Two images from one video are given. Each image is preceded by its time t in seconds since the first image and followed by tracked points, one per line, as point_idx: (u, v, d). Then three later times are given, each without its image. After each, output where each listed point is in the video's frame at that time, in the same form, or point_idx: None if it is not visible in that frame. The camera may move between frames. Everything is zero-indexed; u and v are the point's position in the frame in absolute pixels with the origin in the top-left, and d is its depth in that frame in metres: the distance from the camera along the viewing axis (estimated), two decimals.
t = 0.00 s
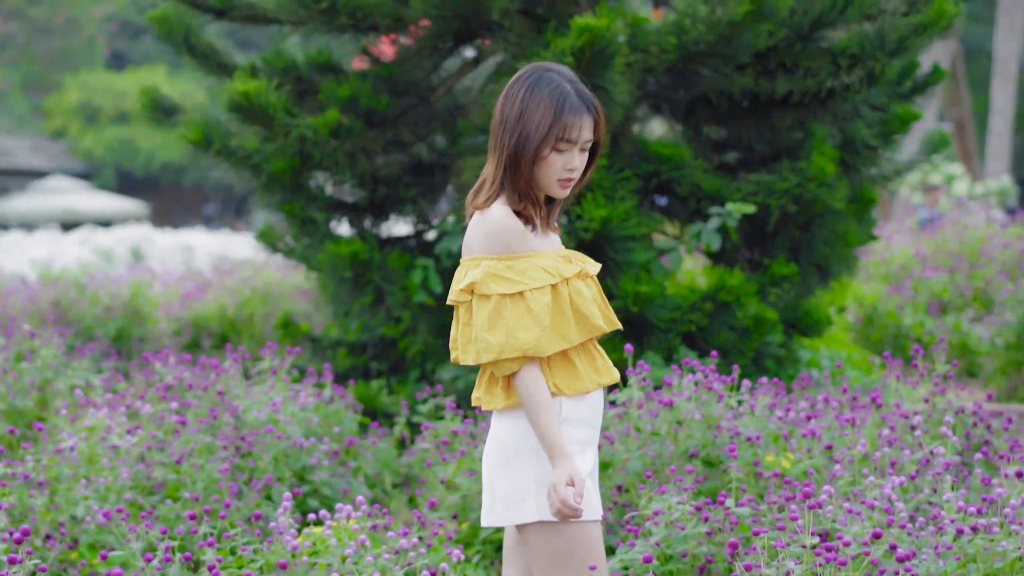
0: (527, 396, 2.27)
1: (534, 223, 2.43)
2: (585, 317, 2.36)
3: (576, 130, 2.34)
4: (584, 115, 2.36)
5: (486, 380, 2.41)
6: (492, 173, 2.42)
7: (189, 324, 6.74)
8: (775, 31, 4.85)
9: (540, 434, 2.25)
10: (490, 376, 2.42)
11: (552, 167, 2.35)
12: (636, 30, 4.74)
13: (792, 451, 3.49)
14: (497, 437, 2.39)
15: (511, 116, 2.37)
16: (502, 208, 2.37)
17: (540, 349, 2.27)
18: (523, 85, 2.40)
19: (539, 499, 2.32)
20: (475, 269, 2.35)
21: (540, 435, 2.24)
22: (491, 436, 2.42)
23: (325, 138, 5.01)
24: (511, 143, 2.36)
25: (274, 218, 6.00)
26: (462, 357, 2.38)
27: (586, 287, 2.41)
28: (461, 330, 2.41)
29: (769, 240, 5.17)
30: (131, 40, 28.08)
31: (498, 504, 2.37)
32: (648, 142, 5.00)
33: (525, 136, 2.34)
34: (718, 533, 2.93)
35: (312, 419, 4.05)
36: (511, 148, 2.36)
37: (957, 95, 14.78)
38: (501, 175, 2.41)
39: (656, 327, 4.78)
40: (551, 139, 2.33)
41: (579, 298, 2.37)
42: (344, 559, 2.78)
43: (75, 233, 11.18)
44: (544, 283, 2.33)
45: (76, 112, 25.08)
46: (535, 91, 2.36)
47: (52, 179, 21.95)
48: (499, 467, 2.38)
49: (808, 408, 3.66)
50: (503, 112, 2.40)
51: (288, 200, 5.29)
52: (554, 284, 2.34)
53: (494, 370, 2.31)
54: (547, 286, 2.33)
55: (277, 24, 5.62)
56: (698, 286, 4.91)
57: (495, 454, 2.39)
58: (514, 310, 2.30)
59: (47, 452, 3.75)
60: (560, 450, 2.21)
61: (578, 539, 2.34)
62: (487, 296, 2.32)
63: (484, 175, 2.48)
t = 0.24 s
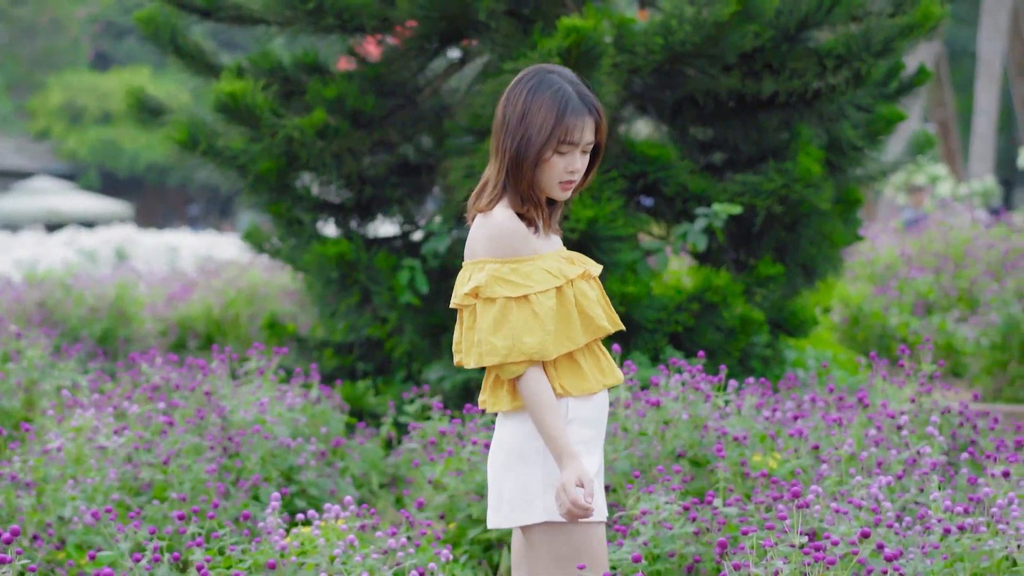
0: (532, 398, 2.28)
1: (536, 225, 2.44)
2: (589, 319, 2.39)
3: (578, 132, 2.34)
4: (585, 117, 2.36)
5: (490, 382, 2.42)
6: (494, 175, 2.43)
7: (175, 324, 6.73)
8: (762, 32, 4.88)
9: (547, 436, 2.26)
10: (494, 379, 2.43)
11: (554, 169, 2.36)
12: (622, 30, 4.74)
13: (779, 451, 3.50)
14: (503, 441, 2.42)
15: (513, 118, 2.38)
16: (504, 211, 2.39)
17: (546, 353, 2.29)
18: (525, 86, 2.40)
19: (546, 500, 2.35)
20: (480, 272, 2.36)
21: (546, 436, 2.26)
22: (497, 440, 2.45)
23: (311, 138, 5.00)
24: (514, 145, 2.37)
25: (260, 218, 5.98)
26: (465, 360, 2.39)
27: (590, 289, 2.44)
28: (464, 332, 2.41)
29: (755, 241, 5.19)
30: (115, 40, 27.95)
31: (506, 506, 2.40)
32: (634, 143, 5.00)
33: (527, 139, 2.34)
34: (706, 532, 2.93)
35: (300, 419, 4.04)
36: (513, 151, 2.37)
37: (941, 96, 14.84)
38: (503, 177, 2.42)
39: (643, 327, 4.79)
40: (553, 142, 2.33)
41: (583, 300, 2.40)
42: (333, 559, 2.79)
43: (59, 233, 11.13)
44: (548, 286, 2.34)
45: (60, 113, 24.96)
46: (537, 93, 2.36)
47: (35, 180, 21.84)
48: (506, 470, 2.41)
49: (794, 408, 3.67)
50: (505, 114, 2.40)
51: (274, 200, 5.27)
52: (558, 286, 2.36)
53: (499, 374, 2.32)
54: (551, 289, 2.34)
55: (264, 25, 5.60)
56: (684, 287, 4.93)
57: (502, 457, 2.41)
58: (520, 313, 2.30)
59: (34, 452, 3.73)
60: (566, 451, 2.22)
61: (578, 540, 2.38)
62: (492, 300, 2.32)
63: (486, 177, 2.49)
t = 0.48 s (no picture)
0: (535, 397, 2.28)
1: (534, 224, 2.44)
2: (590, 316, 2.40)
3: (577, 132, 2.35)
4: (584, 117, 2.37)
5: (490, 381, 2.41)
6: (493, 174, 2.42)
7: (160, 324, 6.71)
8: (748, 31, 4.90)
9: (549, 436, 2.25)
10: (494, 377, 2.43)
11: (553, 169, 2.37)
12: (607, 29, 4.74)
13: (765, 451, 3.51)
14: (502, 440, 2.41)
15: (512, 117, 2.38)
16: (503, 210, 2.38)
17: (547, 351, 2.29)
18: (523, 85, 2.40)
19: (546, 500, 2.36)
20: (480, 271, 2.35)
21: (549, 436, 2.25)
22: (496, 439, 2.44)
23: (297, 137, 4.99)
24: (513, 144, 2.37)
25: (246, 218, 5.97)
26: (467, 359, 2.38)
27: (590, 286, 2.44)
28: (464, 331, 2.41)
29: (740, 240, 5.19)
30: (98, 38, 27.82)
31: (504, 505, 2.40)
32: (620, 141, 5.01)
33: (527, 138, 2.35)
34: (692, 531, 2.94)
35: (286, 418, 4.03)
36: (513, 150, 2.37)
37: (925, 96, 14.91)
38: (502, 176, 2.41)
39: (630, 326, 4.80)
40: (552, 141, 2.34)
41: (583, 297, 2.40)
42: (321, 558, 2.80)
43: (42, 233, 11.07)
44: (549, 283, 2.34)
45: (43, 112, 24.83)
46: (536, 92, 2.37)
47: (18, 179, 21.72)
48: (505, 469, 2.40)
49: (780, 407, 3.68)
50: (504, 113, 2.40)
51: (260, 199, 5.26)
52: (559, 284, 2.36)
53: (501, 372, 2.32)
54: (552, 286, 2.35)
55: (249, 24, 5.58)
56: (670, 286, 4.94)
57: (502, 456, 2.41)
58: (521, 311, 2.31)
59: (19, 452, 3.71)
60: (570, 451, 2.22)
61: (571, 539, 2.39)
62: (494, 298, 2.32)
63: (484, 177, 2.48)
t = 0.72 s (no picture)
0: (539, 400, 2.27)
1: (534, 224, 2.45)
2: (591, 319, 2.40)
3: (577, 132, 2.36)
4: (584, 117, 2.38)
5: (490, 383, 2.41)
6: (493, 175, 2.43)
7: (143, 325, 6.68)
8: (732, 33, 4.92)
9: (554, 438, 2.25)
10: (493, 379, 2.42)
11: (553, 169, 2.37)
12: (591, 31, 4.80)
13: (749, 452, 3.52)
14: (500, 443, 2.41)
15: (512, 118, 2.39)
16: (503, 210, 2.39)
17: (551, 352, 2.28)
18: (523, 86, 2.41)
19: (542, 503, 2.37)
20: (483, 271, 2.35)
21: (553, 439, 2.25)
22: (493, 441, 2.44)
23: (281, 138, 4.98)
24: (513, 145, 2.38)
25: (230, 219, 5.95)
26: (468, 360, 2.37)
27: (590, 290, 2.45)
28: (466, 332, 2.39)
29: (724, 241, 5.21)
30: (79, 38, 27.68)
31: (499, 508, 2.40)
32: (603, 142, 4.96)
33: (526, 139, 2.35)
34: (678, 533, 2.95)
35: (271, 419, 4.03)
36: (513, 150, 2.38)
37: (908, 98, 14.98)
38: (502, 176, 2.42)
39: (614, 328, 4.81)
40: (552, 141, 2.35)
41: (584, 301, 2.41)
42: (307, 559, 2.81)
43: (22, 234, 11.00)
44: (552, 285, 2.34)
45: (23, 112, 24.68)
46: (535, 92, 2.38)
47: None
48: (503, 472, 2.41)
49: (764, 408, 3.69)
50: (504, 113, 2.41)
51: (245, 201, 5.25)
52: (561, 286, 2.37)
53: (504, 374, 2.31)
54: (555, 288, 2.35)
55: (233, 25, 5.57)
56: (654, 287, 4.95)
57: (499, 459, 2.41)
58: (525, 312, 2.30)
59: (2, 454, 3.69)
60: (576, 453, 2.22)
61: (562, 543, 2.39)
62: (497, 298, 2.32)
63: (484, 178, 2.49)
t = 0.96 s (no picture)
0: (541, 399, 2.27)
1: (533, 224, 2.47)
2: (589, 322, 2.41)
3: (578, 133, 2.38)
4: (585, 118, 2.40)
5: (485, 382, 2.41)
6: (494, 174, 2.45)
7: (126, 325, 6.66)
8: (715, 33, 4.89)
9: (556, 438, 2.25)
10: (488, 378, 2.42)
11: (553, 169, 2.40)
12: (576, 31, 4.78)
13: (734, 452, 3.53)
14: (495, 442, 2.42)
15: (514, 117, 2.40)
16: (504, 209, 2.41)
17: (551, 353, 2.29)
18: (524, 85, 2.43)
19: (535, 504, 2.37)
20: (485, 270, 2.35)
21: (556, 438, 2.25)
22: (488, 440, 2.44)
23: (265, 138, 4.97)
24: (514, 144, 2.40)
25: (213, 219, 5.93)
26: (466, 358, 2.36)
27: (587, 292, 2.46)
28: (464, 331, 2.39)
29: (708, 242, 5.21)
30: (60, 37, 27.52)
31: (491, 508, 2.41)
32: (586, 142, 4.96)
33: (528, 138, 2.37)
34: (663, 532, 2.99)
35: (255, 420, 4.02)
36: (515, 149, 2.40)
37: (890, 99, 15.05)
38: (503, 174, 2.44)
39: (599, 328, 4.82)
40: (553, 141, 2.37)
41: (582, 303, 2.42)
42: (292, 559, 2.82)
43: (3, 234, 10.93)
44: (553, 286, 2.35)
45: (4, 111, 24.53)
46: (538, 92, 2.40)
47: None
48: (496, 472, 2.41)
49: (748, 409, 3.70)
50: (506, 112, 2.43)
51: (228, 201, 5.24)
52: (561, 287, 2.37)
53: (504, 373, 2.31)
54: (556, 289, 2.36)
55: (216, 25, 5.55)
56: (638, 287, 4.94)
57: (494, 459, 2.41)
58: (527, 312, 2.31)
59: None
60: (579, 456, 2.22)
61: (549, 545, 2.39)
62: (499, 298, 2.32)
63: (484, 177, 2.51)
